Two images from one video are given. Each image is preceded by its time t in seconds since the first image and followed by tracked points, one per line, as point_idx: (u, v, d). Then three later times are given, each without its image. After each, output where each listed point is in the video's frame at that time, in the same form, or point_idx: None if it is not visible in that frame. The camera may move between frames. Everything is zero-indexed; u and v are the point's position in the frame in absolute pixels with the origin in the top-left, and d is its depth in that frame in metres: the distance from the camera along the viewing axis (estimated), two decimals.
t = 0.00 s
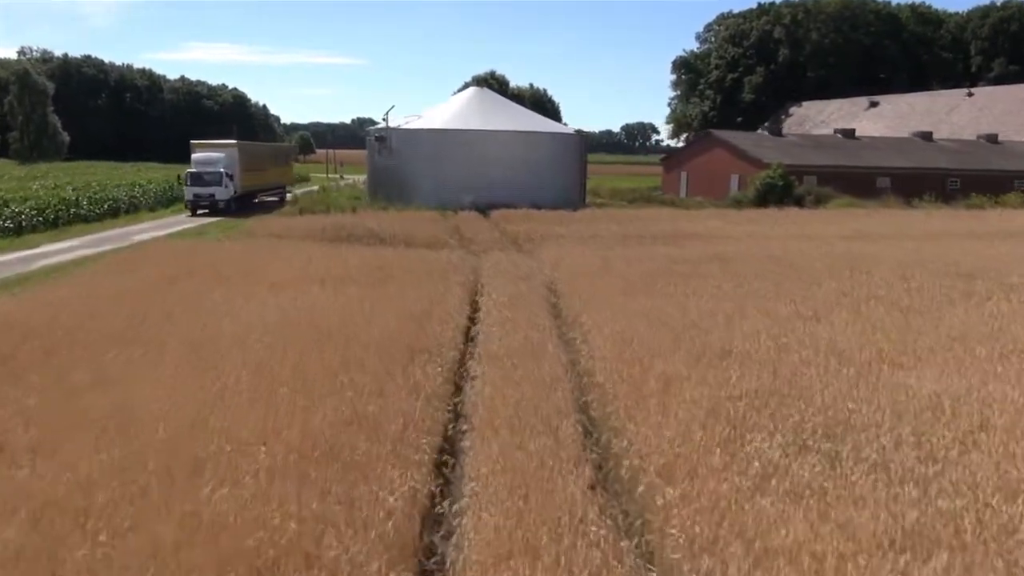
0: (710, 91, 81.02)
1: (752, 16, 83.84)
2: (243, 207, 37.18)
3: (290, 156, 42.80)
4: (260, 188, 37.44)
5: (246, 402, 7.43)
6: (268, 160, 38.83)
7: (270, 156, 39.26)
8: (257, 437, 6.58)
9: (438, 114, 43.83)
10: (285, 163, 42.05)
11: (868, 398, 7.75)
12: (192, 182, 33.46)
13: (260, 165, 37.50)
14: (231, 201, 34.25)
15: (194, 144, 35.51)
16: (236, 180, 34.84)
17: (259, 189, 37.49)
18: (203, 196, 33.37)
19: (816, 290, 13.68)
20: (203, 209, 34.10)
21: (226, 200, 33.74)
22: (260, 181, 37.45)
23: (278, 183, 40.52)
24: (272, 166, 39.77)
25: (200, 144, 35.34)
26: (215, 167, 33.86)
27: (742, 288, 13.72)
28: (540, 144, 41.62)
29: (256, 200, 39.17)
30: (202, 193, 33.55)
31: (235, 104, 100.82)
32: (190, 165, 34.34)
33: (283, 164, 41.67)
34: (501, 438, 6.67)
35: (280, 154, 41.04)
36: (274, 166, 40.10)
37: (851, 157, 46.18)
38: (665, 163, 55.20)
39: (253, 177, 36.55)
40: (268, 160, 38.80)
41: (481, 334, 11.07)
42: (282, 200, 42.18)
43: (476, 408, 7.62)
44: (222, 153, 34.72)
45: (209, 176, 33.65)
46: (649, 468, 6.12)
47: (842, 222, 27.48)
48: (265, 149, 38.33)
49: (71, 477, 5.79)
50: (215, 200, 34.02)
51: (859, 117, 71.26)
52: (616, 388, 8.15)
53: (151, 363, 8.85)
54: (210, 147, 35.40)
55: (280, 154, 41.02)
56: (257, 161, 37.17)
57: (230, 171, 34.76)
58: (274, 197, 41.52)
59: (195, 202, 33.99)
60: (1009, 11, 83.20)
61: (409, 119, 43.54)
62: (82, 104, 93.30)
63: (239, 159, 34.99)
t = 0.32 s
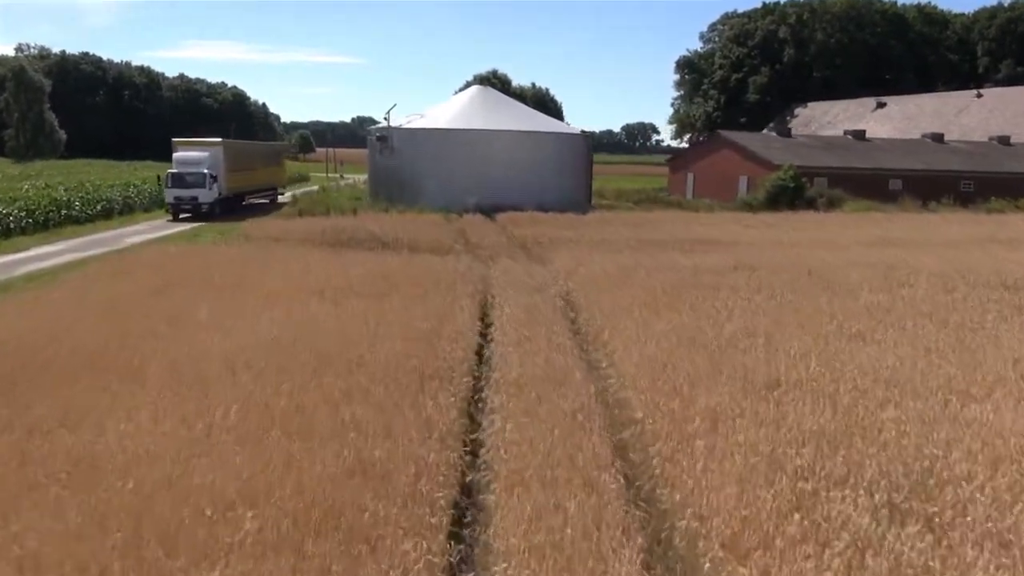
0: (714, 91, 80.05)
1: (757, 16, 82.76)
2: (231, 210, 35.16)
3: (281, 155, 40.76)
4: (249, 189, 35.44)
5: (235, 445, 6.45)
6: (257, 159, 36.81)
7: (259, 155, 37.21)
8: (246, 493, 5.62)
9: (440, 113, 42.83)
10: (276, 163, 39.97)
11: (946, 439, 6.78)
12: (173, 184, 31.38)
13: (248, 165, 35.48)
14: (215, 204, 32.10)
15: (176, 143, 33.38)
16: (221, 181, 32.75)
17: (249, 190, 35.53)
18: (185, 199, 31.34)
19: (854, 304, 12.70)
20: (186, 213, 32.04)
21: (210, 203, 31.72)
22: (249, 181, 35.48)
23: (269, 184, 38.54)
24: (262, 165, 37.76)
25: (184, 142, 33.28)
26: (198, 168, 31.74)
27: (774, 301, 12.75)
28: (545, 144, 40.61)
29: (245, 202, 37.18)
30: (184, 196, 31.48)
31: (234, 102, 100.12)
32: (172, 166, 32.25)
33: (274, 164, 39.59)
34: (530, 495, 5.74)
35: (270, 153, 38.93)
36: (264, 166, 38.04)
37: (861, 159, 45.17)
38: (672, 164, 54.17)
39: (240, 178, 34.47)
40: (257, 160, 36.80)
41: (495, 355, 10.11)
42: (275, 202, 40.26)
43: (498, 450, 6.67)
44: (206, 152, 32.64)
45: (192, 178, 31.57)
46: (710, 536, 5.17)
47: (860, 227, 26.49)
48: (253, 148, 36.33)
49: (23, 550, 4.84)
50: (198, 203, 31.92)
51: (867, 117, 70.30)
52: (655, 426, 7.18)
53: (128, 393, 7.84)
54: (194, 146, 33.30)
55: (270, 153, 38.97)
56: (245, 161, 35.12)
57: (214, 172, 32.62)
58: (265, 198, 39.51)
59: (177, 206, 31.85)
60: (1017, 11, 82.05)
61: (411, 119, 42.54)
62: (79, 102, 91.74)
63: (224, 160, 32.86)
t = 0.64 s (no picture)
0: (719, 92, 79.07)
1: (762, 16, 81.77)
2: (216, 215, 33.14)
3: (273, 155, 38.68)
4: (234, 192, 33.35)
5: (221, 510, 5.44)
6: (244, 159, 34.69)
7: (246, 155, 35.09)
8: None
9: (443, 113, 41.84)
10: (266, 164, 37.87)
11: None
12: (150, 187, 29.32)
13: (234, 166, 33.40)
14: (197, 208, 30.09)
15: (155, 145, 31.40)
16: (203, 185, 30.79)
17: (235, 193, 33.47)
18: (164, 204, 29.28)
19: (899, 324, 11.74)
20: (165, 219, 29.94)
21: (191, 209, 29.72)
22: (235, 184, 33.43)
23: (258, 187, 36.54)
24: (250, 167, 35.69)
25: (164, 141, 31.24)
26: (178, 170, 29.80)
27: (812, 321, 11.80)
28: (550, 147, 39.61)
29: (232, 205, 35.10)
30: (163, 200, 29.42)
31: (233, 101, 99.20)
32: (150, 167, 30.24)
33: (264, 165, 37.48)
34: None
35: (260, 153, 36.82)
36: (252, 167, 35.95)
37: (873, 163, 44.17)
38: (679, 166, 53.18)
39: (224, 180, 32.39)
40: (244, 160, 34.67)
41: (515, 383, 9.11)
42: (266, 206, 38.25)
43: (530, 513, 5.69)
44: (188, 153, 30.66)
45: (171, 181, 29.57)
46: None
47: (880, 234, 25.54)
48: (240, 147, 34.23)
49: None
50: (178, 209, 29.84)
51: (874, 120, 69.38)
52: (710, 483, 6.20)
53: (98, 438, 6.78)
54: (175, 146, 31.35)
55: (259, 153, 36.88)
56: (230, 162, 33.01)
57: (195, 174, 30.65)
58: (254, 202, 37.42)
59: (154, 211, 29.70)
60: None
61: (413, 119, 41.59)
62: (77, 100, 90.49)
63: (207, 161, 30.97)
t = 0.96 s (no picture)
0: (723, 94, 78.18)
1: (767, 17, 80.92)
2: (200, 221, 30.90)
3: (262, 158, 37.05)
4: (216, 198, 31.18)
5: None
6: (230, 162, 32.90)
7: (229, 158, 32.92)
8: None
9: (447, 114, 40.89)
10: (254, 167, 36.12)
11: None
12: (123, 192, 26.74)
13: (217, 169, 31.25)
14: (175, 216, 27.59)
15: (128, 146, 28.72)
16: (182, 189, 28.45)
17: (218, 198, 31.46)
18: (138, 211, 26.76)
19: (953, 347, 10.80)
20: (139, 227, 27.33)
21: (168, 216, 27.23)
22: (222, 189, 31.66)
23: (247, 192, 34.76)
24: (232, 170, 33.48)
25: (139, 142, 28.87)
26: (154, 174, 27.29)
27: (859, 343, 10.83)
28: (557, 149, 38.66)
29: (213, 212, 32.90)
30: (137, 207, 26.87)
31: (232, 101, 98.50)
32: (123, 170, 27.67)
33: (251, 168, 35.62)
34: None
35: (247, 155, 35.07)
36: (236, 171, 33.82)
37: (885, 167, 43.24)
38: (686, 169, 52.23)
39: (205, 185, 30.17)
40: (227, 163, 32.54)
41: (543, 419, 8.15)
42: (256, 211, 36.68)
43: None
44: (165, 155, 28.42)
45: (148, 186, 27.05)
46: None
47: (904, 242, 24.53)
48: (223, 149, 32.11)
49: None
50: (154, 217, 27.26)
51: (882, 122, 68.49)
52: (788, 561, 5.24)
53: (67, 499, 5.84)
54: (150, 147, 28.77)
55: (243, 156, 34.65)
56: (212, 165, 30.86)
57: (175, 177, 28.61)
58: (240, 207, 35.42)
59: (127, 219, 27.03)
60: None
61: (416, 120, 40.64)
62: (75, 100, 89.26)
63: (187, 163, 28.91)
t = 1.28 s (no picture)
0: (727, 95, 77.34)
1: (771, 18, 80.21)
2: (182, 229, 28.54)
3: (253, 159, 35.01)
4: (197, 205, 28.56)
5: None
6: (216, 165, 30.57)
7: (211, 161, 30.16)
8: None
9: (451, 115, 39.95)
10: (244, 169, 33.95)
11: None
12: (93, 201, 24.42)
13: (198, 173, 28.56)
14: (150, 226, 25.19)
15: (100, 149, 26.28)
16: (159, 196, 25.99)
17: (201, 205, 28.89)
18: (109, 221, 24.41)
19: (1017, 375, 9.87)
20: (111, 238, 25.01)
21: (141, 227, 24.82)
22: (206, 194, 29.32)
23: (234, 197, 32.50)
24: (216, 174, 30.74)
25: (111, 144, 26.16)
26: (127, 181, 24.86)
27: (917, 372, 9.87)
28: (564, 152, 37.69)
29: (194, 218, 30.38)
30: (108, 217, 24.53)
31: (230, 102, 97.74)
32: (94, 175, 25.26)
33: (239, 171, 33.32)
34: None
35: (235, 157, 32.81)
36: (220, 174, 31.09)
37: (897, 170, 42.31)
38: (693, 172, 51.33)
39: (185, 192, 27.51)
40: (210, 167, 29.84)
41: (581, 466, 7.21)
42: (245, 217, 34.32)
43: None
44: (140, 159, 25.78)
45: (120, 194, 24.65)
46: None
47: (928, 250, 23.52)
48: (205, 152, 29.35)
49: None
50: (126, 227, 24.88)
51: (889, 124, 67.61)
52: None
53: None
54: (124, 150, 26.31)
55: (227, 158, 31.87)
56: (193, 169, 28.31)
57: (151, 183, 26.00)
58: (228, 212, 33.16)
59: (97, 230, 24.73)
60: None
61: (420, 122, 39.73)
62: (73, 100, 88.28)
63: (165, 167, 26.27)
